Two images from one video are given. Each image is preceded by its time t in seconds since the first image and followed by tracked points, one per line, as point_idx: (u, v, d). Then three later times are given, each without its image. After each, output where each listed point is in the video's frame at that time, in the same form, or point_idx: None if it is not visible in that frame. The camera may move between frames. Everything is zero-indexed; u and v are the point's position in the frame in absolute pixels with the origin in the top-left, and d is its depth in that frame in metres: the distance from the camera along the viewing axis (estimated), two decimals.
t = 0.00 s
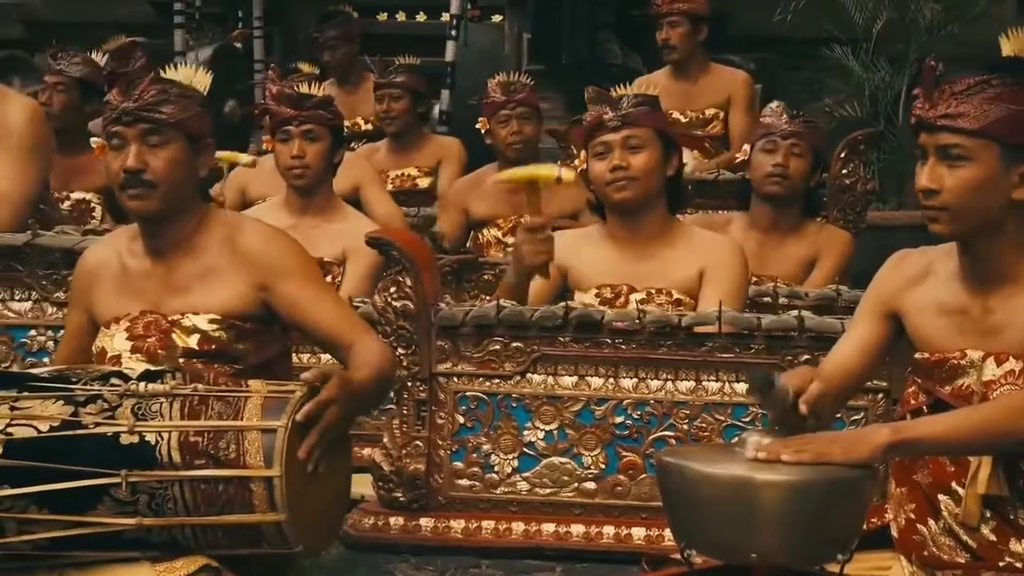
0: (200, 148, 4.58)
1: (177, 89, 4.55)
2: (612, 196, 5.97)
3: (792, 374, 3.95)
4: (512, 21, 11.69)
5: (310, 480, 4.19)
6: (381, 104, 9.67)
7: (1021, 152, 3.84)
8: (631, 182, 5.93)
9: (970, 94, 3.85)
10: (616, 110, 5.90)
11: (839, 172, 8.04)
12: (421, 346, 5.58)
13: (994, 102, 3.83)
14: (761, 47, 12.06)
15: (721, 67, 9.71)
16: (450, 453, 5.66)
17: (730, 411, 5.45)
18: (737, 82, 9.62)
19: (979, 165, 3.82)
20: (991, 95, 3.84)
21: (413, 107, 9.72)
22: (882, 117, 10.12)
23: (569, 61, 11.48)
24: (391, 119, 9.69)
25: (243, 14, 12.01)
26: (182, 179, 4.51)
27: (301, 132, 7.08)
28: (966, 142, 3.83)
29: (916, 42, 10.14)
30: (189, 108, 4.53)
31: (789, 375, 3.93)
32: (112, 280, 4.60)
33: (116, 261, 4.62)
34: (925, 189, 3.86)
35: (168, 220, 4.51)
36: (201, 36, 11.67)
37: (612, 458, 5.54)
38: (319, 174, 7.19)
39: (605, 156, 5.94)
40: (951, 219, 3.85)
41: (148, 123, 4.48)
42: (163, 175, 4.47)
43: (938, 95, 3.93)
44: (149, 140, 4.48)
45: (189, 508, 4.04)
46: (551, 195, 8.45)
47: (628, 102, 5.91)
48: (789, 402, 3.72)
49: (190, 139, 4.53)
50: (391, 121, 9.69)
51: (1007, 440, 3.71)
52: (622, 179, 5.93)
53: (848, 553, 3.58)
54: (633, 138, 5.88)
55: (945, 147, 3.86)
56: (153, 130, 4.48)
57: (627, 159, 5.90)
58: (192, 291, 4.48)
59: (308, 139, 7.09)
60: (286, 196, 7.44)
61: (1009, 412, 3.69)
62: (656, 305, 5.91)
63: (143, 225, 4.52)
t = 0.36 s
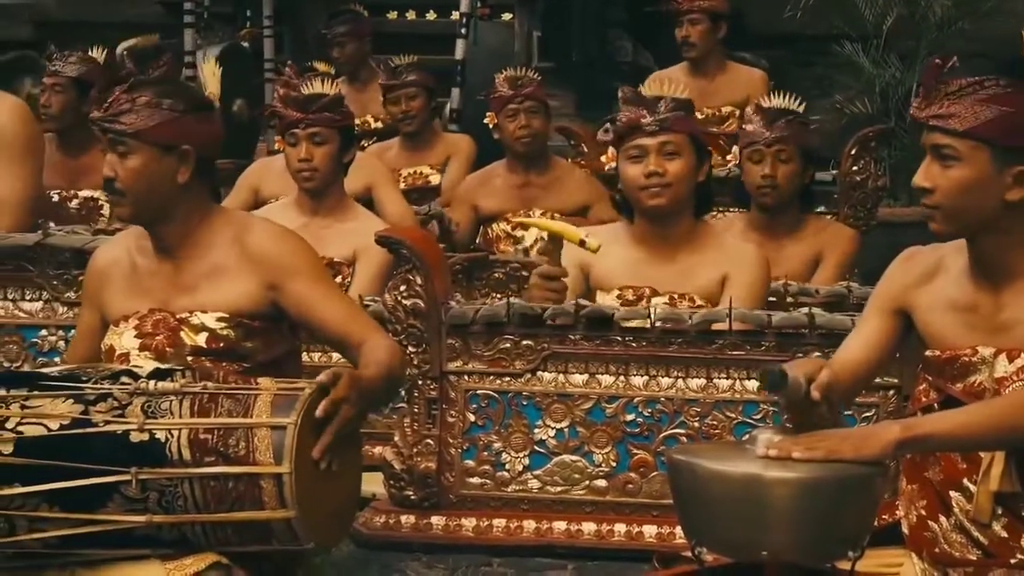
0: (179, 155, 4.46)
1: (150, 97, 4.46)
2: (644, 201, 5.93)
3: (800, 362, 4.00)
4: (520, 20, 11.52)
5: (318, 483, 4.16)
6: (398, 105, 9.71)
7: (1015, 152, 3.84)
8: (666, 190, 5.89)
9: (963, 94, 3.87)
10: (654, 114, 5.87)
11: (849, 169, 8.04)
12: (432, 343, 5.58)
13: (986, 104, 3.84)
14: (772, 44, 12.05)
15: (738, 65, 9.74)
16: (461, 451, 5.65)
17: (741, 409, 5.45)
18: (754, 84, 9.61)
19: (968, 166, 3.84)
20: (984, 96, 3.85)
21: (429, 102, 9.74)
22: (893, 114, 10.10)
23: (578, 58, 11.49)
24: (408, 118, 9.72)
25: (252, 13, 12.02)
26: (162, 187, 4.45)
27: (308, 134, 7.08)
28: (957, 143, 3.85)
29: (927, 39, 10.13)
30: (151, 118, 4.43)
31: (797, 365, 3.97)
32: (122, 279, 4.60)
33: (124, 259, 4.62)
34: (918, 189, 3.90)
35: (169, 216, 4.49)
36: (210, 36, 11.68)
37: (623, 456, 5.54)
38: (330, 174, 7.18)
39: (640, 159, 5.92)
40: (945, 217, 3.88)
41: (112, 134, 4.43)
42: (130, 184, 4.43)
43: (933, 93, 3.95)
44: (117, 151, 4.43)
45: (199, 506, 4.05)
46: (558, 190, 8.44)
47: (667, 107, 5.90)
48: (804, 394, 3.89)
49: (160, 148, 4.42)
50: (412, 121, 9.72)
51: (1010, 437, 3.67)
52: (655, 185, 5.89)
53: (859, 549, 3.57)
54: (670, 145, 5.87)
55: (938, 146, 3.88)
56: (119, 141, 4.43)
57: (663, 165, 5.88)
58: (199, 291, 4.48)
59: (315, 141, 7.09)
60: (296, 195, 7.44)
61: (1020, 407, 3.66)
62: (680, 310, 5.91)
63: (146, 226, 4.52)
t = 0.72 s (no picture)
0: (201, 154, 4.46)
1: (170, 97, 4.46)
2: (689, 194, 5.91)
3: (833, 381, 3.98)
4: (545, 19, 11.74)
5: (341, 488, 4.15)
6: (439, 104, 9.69)
7: None
8: (714, 183, 5.87)
9: (982, 99, 3.87)
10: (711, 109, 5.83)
11: (874, 169, 8.02)
12: (455, 343, 5.58)
13: (1006, 108, 3.84)
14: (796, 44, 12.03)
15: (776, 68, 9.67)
16: (485, 450, 5.66)
17: (765, 409, 5.45)
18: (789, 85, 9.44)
19: (988, 171, 3.83)
20: (1003, 101, 3.85)
21: (468, 102, 9.75)
22: (917, 113, 10.08)
23: (602, 57, 11.45)
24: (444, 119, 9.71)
25: (276, 12, 12.05)
26: (184, 186, 4.45)
27: (330, 133, 7.09)
28: (978, 148, 3.84)
29: (951, 39, 10.10)
30: (172, 117, 4.42)
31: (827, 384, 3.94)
32: (146, 278, 4.62)
33: (149, 259, 4.64)
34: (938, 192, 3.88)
35: (191, 214, 4.50)
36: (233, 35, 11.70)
37: (646, 456, 5.54)
38: (353, 174, 7.19)
39: (692, 152, 5.86)
40: (965, 222, 3.87)
41: (133, 134, 4.41)
42: (152, 182, 4.42)
43: (953, 98, 3.94)
44: (137, 150, 4.42)
45: (224, 505, 4.06)
46: (580, 191, 8.43)
47: (725, 103, 5.86)
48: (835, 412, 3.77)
49: (181, 147, 4.42)
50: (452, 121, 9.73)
51: None
52: (704, 178, 5.86)
53: (883, 551, 3.57)
54: (722, 141, 5.84)
55: (959, 151, 3.87)
56: (140, 140, 4.41)
57: (714, 161, 5.84)
58: (224, 289, 4.50)
59: (338, 140, 7.10)
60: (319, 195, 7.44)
61: None
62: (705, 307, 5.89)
63: (169, 225, 4.52)
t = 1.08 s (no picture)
0: (235, 153, 4.49)
1: (203, 95, 4.48)
2: (722, 192, 5.86)
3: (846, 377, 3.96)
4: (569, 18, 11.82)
5: (362, 483, 4.16)
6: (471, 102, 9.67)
7: None
8: (746, 182, 5.83)
9: (1012, 92, 3.87)
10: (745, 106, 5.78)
11: (898, 168, 8.00)
12: (478, 343, 5.57)
13: None
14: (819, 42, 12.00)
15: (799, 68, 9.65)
16: (507, 450, 5.65)
17: (788, 408, 5.45)
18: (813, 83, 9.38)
19: (1017, 163, 3.81)
20: None
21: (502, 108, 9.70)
22: (941, 112, 10.06)
23: (626, 57, 11.42)
24: (473, 119, 9.71)
25: (300, 13, 12.06)
26: (217, 184, 4.47)
27: (361, 134, 7.07)
28: (1007, 140, 3.82)
29: (976, 37, 10.07)
30: (208, 115, 4.44)
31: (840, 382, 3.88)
32: (167, 278, 4.63)
33: (171, 259, 4.65)
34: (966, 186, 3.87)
35: (218, 215, 4.51)
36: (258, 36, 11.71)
37: (669, 455, 5.54)
38: (382, 174, 7.20)
39: (723, 150, 5.83)
40: (994, 215, 3.85)
41: (168, 133, 4.43)
42: (187, 181, 4.44)
43: (982, 90, 3.94)
44: (173, 150, 4.44)
45: (245, 506, 4.06)
46: (603, 189, 8.41)
47: (758, 101, 5.80)
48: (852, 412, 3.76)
49: (215, 145, 4.44)
50: (480, 120, 9.67)
51: None
52: (736, 176, 5.82)
53: (905, 551, 3.56)
54: (754, 140, 5.79)
55: (987, 144, 3.85)
56: (174, 139, 4.43)
57: (746, 159, 5.80)
58: (245, 288, 4.51)
59: (368, 140, 7.08)
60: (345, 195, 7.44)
61: None
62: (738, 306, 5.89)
63: (191, 226, 4.54)
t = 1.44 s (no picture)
0: (266, 146, 4.56)
1: (236, 89, 4.54)
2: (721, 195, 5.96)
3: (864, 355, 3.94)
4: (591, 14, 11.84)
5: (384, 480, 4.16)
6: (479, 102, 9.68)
7: None
8: (738, 184, 5.88)
9: None
10: (739, 110, 5.86)
11: (920, 166, 7.99)
12: (499, 341, 5.58)
13: None
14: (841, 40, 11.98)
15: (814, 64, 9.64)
16: (529, 448, 5.65)
17: (810, 406, 5.44)
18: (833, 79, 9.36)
19: None
20: None
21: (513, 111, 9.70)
22: (964, 110, 10.07)
23: (647, 54, 11.44)
24: (485, 118, 9.68)
25: (323, 11, 12.05)
26: (249, 181, 4.51)
27: (384, 130, 7.08)
28: None
29: (999, 36, 10.06)
30: (246, 108, 4.52)
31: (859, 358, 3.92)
32: (188, 276, 4.63)
33: (191, 259, 4.64)
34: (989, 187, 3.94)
35: (243, 212, 4.52)
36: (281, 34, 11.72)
37: (691, 453, 5.54)
38: (405, 170, 7.20)
39: (719, 154, 5.91)
40: (1015, 217, 3.94)
41: (206, 125, 4.48)
42: (224, 176, 4.47)
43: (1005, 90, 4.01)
44: (209, 142, 4.49)
45: (267, 501, 4.08)
46: (625, 187, 8.39)
47: (752, 103, 5.87)
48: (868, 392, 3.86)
49: (252, 139, 4.51)
50: (491, 120, 9.66)
51: None
52: (728, 180, 5.90)
53: (928, 549, 3.56)
54: (747, 140, 5.83)
55: (1009, 145, 3.93)
56: (212, 132, 4.48)
57: (736, 162, 5.85)
58: (268, 287, 4.52)
59: (392, 137, 7.08)
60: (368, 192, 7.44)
61: None
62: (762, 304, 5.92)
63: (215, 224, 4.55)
